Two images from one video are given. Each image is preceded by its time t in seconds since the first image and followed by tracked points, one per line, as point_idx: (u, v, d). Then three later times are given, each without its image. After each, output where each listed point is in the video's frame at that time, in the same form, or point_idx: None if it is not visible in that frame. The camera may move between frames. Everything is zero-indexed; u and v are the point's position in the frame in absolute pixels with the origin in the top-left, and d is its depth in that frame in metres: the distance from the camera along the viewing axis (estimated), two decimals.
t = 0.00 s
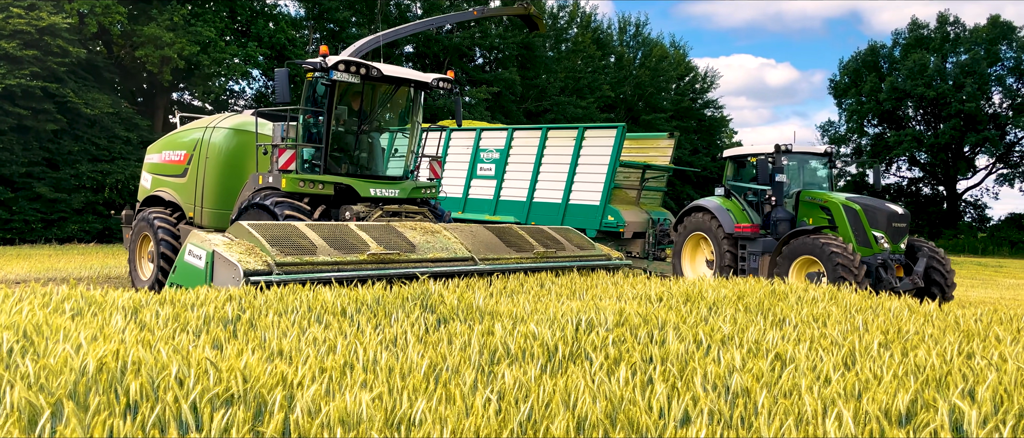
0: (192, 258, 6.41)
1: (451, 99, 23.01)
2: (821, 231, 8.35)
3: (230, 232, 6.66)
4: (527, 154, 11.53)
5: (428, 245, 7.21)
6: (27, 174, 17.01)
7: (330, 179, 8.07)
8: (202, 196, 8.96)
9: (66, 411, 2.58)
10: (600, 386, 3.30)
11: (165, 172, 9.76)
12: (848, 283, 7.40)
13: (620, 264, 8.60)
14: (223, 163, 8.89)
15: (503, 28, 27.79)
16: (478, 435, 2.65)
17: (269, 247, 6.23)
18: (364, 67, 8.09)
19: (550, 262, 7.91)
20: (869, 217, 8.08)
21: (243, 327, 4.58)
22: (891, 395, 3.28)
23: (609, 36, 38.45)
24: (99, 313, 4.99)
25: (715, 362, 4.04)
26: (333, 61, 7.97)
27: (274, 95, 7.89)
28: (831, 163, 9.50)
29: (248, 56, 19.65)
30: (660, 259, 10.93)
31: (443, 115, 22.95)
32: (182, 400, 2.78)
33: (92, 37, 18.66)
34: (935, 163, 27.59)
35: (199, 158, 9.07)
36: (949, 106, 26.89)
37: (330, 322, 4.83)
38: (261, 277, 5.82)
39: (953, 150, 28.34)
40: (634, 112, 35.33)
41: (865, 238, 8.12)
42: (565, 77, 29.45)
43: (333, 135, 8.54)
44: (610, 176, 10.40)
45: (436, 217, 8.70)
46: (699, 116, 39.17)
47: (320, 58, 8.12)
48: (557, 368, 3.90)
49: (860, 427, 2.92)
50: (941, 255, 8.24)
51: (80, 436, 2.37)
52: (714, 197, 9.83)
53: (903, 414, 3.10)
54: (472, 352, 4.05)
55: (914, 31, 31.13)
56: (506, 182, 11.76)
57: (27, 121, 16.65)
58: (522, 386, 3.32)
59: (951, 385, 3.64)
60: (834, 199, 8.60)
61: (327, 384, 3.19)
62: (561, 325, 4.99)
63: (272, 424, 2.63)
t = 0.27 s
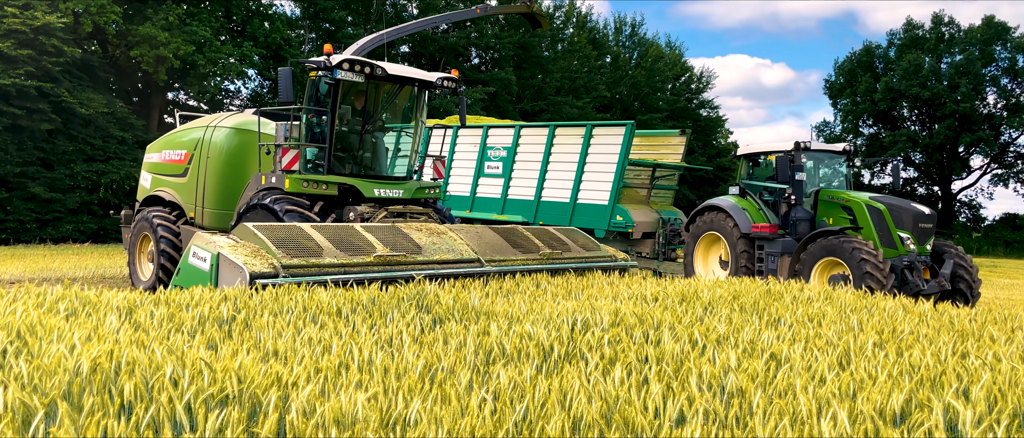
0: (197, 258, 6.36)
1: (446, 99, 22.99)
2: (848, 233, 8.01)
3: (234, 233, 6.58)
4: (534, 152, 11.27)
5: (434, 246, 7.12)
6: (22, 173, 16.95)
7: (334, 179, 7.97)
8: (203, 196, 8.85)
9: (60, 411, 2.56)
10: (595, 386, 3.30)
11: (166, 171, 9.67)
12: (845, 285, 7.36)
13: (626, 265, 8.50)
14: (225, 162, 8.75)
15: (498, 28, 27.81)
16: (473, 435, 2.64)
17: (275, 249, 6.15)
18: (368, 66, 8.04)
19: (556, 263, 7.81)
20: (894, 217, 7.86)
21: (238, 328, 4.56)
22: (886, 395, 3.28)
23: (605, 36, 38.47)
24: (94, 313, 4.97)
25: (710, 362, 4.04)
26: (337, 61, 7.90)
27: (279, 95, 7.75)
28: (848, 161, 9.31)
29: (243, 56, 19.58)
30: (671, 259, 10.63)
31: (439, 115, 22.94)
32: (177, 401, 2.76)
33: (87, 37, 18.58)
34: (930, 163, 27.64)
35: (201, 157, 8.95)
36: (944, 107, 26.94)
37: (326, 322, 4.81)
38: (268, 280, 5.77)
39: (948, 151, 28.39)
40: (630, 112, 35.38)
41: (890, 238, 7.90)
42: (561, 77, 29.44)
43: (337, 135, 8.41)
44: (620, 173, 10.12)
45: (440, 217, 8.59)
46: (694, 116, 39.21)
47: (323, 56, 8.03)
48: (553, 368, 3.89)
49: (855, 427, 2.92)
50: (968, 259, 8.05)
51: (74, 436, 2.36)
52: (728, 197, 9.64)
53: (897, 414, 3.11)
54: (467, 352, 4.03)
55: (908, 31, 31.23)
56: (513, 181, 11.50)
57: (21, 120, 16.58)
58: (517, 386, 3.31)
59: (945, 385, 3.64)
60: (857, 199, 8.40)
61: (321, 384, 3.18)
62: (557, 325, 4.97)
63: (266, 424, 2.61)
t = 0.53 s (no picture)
0: (203, 259, 6.14)
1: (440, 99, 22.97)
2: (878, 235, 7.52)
3: (241, 232, 6.36)
4: (547, 151, 10.75)
5: (442, 246, 6.93)
6: (14, 173, 16.86)
7: (339, 178, 7.59)
8: (203, 196, 8.63)
9: (51, 412, 2.53)
10: (589, 387, 3.27)
11: (164, 171, 9.42)
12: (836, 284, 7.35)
13: (633, 265, 8.27)
14: (225, 161, 8.54)
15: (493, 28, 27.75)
16: (467, 435, 2.62)
17: (283, 248, 5.96)
18: (374, 63, 7.76)
19: (566, 263, 7.56)
20: (929, 220, 7.49)
21: (231, 328, 4.52)
22: (880, 395, 3.27)
23: (599, 36, 38.48)
24: (85, 314, 4.92)
25: (704, 362, 4.03)
26: (342, 57, 7.65)
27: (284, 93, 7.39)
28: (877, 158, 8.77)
29: (237, 56, 19.48)
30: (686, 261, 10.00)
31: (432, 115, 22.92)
32: (169, 401, 2.72)
33: (80, 36, 18.49)
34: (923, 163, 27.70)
35: (200, 157, 8.74)
36: (937, 107, 27.01)
37: (320, 322, 4.76)
38: (277, 280, 5.59)
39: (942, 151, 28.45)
40: (624, 112, 35.39)
41: (924, 242, 7.54)
42: (556, 77, 29.44)
43: (340, 134, 8.04)
44: (633, 172, 9.58)
45: (448, 217, 8.22)
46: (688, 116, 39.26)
47: (328, 54, 7.76)
48: (547, 368, 3.87)
49: (850, 426, 2.90)
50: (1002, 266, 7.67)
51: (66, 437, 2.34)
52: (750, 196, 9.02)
53: (891, 413, 3.10)
54: (460, 352, 4.01)
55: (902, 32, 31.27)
56: (525, 181, 10.97)
57: (14, 120, 16.49)
58: (511, 386, 3.29)
59: (939, 384, 3.63)
60: (887, 199, 7.98)
61: (315, 385, 3.15)
62: (551, 325, 4.94)
63: (259, 424, 2.59)
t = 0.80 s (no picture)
0: (213, 258, 6.01)
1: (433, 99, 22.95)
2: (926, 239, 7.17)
3: (250, 232, 6.21)
4: (559, 150, 10.36)
5: (454, 245, 6.76)
6: (6, 173, 16.79)
7: (346, 177, 7.33)
8: (205, 196, 8.34)
9: (43, 412, 2.53)
10: (582, 387, 3.27)
11: (166, 172, 9.12)
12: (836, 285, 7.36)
13: (642, 264, 8.11)
14: (228, 162, 8.25)
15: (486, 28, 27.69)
16: (460, 435, 2.63)
17: (295, 248, 5.80)
18: (383, 61, 7.47)
19: (577, 264, 7.35)
20: (968, 223, 7.13)
21: (223, 328, 4.51)
22: (871, 394, 3.28)
23: (593, 37, 38.51)
24: (77, 314, 4.90)
25: (697, 362, 4.04)
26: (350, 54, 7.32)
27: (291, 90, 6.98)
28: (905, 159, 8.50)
29: (230, 55, 19.38)
30: (702, 263, 9.54)
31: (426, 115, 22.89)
32: (161, 402, 2.71)
33: (72, 35, 18.40)
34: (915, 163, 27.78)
35: (202, 157, 8.44)
36: (929, 108, 27.09)
37: (313, 322, 4.72)
38: (291, 281, 5.42)
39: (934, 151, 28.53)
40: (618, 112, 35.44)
41: (962, 246, 7.17)
42: (549, 77, 29.46)
43: (347, 132, 7.79)
44: (648, 171, 9.17)
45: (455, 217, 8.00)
46: (682, 117, 39.34)
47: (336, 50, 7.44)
48: (540, 368, 3.88)
49: (839, 425, 2.92)
50: None
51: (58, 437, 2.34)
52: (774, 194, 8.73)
53: (882, 413, 3.11)
54: (454, 353, 3.99)
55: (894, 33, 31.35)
56: (536, 181, 10.58)
57: (5, 120, 16.42)
58: (504, 386, 3.29)
59: (930, 384, 3.63)
60: (921, 200, 7.65)
61: (308, 385, 3.15)
62: (545, 325, 4.90)
63: (252, 424, 2.58)
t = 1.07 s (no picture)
0: (224, 260, 5.87)
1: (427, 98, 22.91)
2: (954, 239, 7.03)
3: (263, 233, 6.08)
4: (567, 150, 10.33)
5: (468, 247, 6.66)
6: None
7: (356, 178, 7.23)
8: (210, 196, 8.20)
9: (35, 413, 2.53)
10: (575, 386, 3.28)
11: (168, 171, 8.95)
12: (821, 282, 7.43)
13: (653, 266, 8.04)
14: (234, 161, 8.11)
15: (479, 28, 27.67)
16: (452, 435, 2.63)
17: (310, 251, 5.71)
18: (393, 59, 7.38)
19: (591, 266, 7.32)
20: (1000, 225, 7.04)
21: (216, 328, 4.50)
22: (862, 393, 3.29)
23: (587, 37, 38.54)
24: (69, 314, 4.88)
25: (690, 361, 4.05)
26: (361, 52, 7.24)
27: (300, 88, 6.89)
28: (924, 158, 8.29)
29: (223, 55, 19.26)
30: (712, 265, 9.47)
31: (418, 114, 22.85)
32: (153, 402, 2.71)
33: (64, 35, 18.30)
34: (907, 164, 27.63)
35: (207, 156, 8.31)
36: (921, 108, 27.17)
37: (305, 322, 4.70)
38: (307, 284, 5.31)
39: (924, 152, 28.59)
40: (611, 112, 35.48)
41: (995, 249, 7.05)
42: (543, 77, 29.45)
43: (356, 131, 7.65)
44: (659, 170, 9.13)
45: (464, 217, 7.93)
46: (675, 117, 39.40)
47: (345, 48, 7.33)
48: (533, 368, 3.88)
49: (831, 425, 2.92)
50: None
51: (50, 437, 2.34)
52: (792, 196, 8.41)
53: (873, 412, 3.12)
54: (447, 353, 3.99)
55: (886, 33, 31.44)
56: (545, 181, 10.55)
57: None
58: (497, 386, 3.30)
59: (921, 383, 3.62)
60: (946, 201, 7.50)
61: (300, 385, 3.15)
62: (538, 325, 4.89)
63: (244, 425, 2.58)
